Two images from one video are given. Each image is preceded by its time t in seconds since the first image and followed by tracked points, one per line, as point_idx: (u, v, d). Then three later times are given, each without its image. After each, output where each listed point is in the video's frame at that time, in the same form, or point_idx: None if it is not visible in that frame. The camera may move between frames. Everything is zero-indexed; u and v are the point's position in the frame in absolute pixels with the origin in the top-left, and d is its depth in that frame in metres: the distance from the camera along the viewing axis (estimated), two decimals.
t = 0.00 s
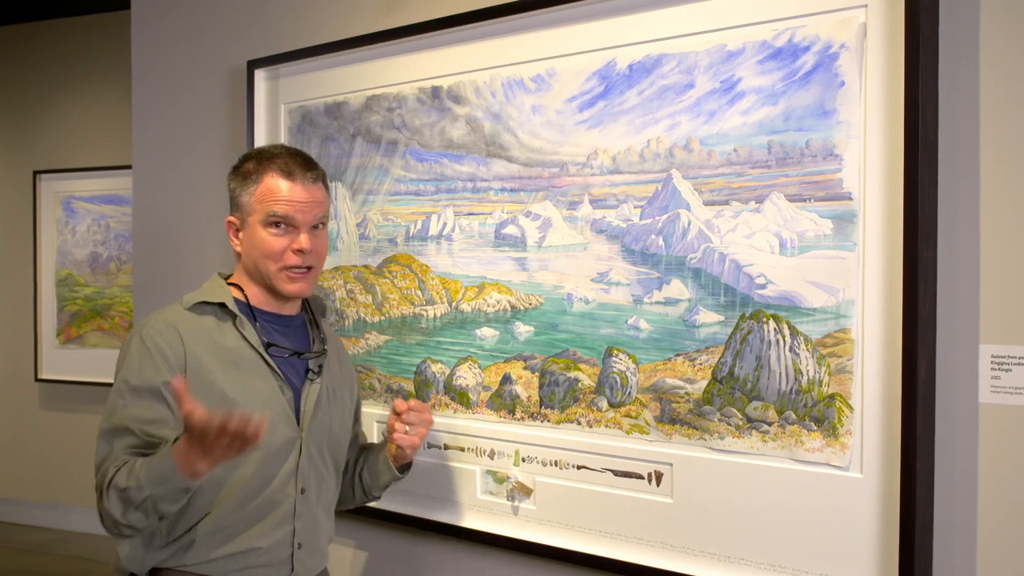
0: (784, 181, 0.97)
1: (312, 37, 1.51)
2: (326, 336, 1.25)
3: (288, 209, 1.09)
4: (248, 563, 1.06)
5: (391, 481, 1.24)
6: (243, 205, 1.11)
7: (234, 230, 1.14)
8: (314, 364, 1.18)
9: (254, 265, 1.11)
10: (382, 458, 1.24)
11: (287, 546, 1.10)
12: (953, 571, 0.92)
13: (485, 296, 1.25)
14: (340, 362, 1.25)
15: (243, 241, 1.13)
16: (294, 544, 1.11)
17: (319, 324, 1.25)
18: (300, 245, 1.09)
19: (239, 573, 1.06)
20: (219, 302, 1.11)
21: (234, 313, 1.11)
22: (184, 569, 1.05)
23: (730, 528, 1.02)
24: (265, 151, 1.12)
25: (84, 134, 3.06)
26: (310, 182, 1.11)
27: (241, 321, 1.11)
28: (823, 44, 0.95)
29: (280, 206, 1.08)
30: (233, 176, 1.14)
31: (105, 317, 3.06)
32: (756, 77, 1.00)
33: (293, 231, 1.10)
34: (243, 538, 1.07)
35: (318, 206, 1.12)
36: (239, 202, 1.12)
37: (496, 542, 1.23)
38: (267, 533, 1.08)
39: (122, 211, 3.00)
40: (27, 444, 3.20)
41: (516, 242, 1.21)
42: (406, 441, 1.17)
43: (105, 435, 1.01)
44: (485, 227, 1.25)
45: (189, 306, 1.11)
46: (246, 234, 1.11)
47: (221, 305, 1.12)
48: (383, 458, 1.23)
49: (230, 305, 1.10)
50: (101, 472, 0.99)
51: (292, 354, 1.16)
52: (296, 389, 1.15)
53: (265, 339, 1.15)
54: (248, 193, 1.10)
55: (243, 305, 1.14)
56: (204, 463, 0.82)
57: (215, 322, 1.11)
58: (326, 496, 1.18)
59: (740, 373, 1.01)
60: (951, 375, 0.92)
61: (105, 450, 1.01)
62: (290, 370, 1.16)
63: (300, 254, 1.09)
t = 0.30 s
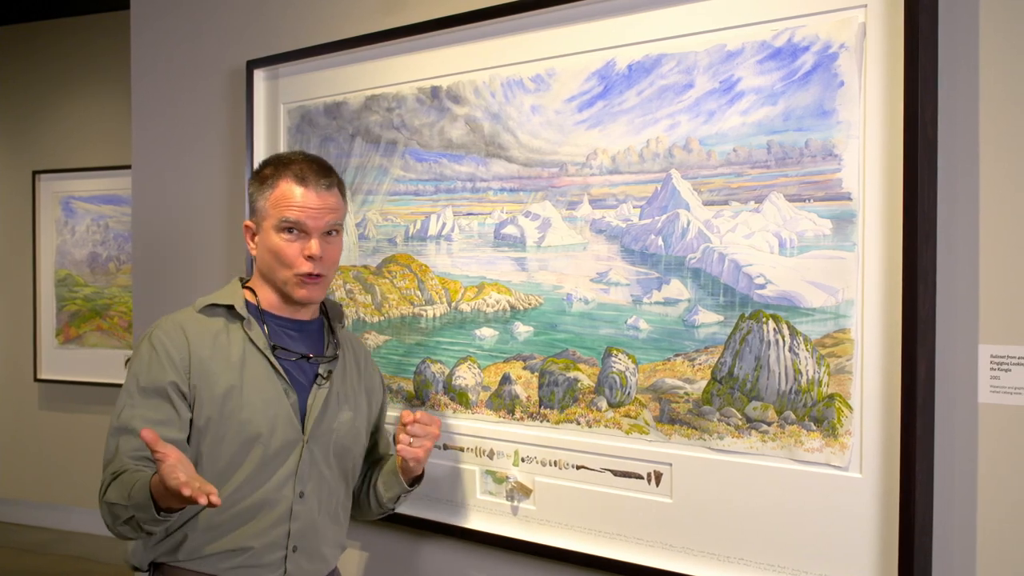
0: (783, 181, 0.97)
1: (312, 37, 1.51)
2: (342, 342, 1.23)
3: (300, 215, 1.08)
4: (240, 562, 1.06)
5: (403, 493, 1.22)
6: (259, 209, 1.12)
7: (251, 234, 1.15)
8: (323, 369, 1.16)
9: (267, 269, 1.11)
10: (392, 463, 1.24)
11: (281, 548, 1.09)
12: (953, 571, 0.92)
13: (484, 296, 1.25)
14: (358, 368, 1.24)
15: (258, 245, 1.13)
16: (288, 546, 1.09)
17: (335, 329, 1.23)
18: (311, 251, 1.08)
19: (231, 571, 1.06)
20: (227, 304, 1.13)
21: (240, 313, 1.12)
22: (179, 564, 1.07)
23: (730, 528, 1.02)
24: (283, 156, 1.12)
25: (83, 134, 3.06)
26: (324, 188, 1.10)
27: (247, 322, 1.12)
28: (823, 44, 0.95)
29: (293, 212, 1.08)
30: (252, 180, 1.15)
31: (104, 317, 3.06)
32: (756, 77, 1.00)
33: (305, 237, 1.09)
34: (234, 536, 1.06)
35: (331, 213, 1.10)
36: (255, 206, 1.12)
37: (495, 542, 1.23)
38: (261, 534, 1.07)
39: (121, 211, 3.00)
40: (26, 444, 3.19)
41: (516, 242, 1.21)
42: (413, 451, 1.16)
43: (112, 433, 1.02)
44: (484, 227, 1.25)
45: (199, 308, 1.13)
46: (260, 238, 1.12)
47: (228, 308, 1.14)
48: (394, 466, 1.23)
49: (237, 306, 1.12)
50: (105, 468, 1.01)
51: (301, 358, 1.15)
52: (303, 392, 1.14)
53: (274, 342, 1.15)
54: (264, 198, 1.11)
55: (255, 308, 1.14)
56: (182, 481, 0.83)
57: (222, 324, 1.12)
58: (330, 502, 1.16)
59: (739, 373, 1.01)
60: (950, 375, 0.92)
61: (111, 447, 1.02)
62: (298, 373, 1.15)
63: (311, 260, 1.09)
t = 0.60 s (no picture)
0: (783, 181, 0.97)
1: (311, 37, 1.51)
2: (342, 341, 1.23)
3: (315, 237, 1.07)
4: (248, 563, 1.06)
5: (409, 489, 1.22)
6: (270, 223, 1.10)
7: (258, 242, 1.14)
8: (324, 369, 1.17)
9: (277, 284, 1.11)
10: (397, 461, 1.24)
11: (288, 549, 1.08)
12: (953, 570, 0.92)
13: (484, 296, 1.25)
14: (360, 366, 1.23)
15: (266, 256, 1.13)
16: (295, 546, 1.09)
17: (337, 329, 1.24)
18: (324, 273, 1.09)
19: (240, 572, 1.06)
20: (226, 305, 1.14)
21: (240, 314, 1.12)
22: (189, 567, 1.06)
23: (730, 528, 1.02)
24: (296, 169, 1.10)
25: (83, 134, 3.06)
26: (338, 207, 1.10)
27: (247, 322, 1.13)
28: (822, 45, 0.95)
29: (307, 234, 1.07)
30: (262, 188, 1.13)
31: (104, 317, 3.05)
32: (755, 77, 1.00)
33: (318, 257, 1.09)
34: (242, 537, 1.07)
35: (344, 233, 1.10)
36: (266, 217, 1.11)
37: (495, 542, 1.23)
38: (267, 535, 1.07)
39: (120, 212, 3.00)
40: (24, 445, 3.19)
41: (515, 241, 1.21)
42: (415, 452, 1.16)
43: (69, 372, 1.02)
44: (484, 227, 1.25)
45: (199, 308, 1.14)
46: (270, 251, 1.11)
47: (228, 308, 1.14)
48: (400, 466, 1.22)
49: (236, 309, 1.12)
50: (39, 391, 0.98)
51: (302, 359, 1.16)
52: (303, 394, 1.14)
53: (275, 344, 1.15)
54: (275, 212, 1.09)
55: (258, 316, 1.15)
56: (181, 444, 0.84)
57: (222, 323, 1.13)
58: (337, 502, 1.16)
59: (739, 373, 1.00)
60: (950, 375, 0.92)
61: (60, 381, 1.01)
62: (298, 375, 1.15)
63: (323, 282, 1.09)
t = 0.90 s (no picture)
0: (782, 181, 0.97)
1: (311, 37, 1.51)
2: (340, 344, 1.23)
3: (313, 228, 1.07)
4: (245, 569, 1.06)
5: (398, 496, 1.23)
6: (268, 215, 1.10)
7: (257, 237, 1.13)
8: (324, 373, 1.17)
9: (274, 278, 1.11)
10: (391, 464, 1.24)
11: (286, 555, 1.09)
12: (952, 570, 0.92)
13: (484, 296, 1.25)
14: (357, 369, 1.24)
15: (264, 250, 1.12)
16: (293, 552, 1.09)
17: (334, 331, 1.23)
18: (322, 265, 1.08)
19: None
20: (227, 310, 1.11)
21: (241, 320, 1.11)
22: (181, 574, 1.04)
23: (730, 528, 1.02)
24: (296, 163, 1.11)
25: (82, 134, 3.06)
26: (338, 199, 1.10)
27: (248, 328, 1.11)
28: (822, 44, 0.95)
29: (306, 225, 1.07)
30: (262, 182, 1.13)
31: (103, 317, 3.05)
32: (755, 77, 1.00)
33: (316, 249, 1.09)
34: (240, 543, 1.06)
35: (343, 226, 1.10)
36: (264, 211, 1.11)
37: (495, 543, 1.23)
38: (266, 541, 1.07)
39: (120, 211, 3.00)
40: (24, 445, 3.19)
41: (515, 242, 1.21)
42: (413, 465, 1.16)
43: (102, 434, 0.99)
44: (484, 227, 1.25)
45: (200, 313, 1.12)
46: (269, 244, 1.10)
47: (227, 313, 1.13)
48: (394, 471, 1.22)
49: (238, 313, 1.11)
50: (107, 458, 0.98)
51: (302, 364, 1.15)
52: (304, 398, 1.14)
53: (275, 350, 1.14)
54: (274, 205, 1.09)
55: (255, 314, 1.14)
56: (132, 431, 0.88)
57: (222, 330, 1.11)
58: (333, 505, 1.17)
59: (738, 373, 1.00)
60: (950, 375, 0.92)
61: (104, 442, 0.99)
62: (298, 381, 1.14)
63: (321, 274, 1.09)
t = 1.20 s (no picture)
0: (782, 181, 0.97)
1: (311, 37, 1.51)
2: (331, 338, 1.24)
3: (303, 207, 1.09)
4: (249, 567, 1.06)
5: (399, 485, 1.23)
6: (256, 202, 1.11)
7: (245, 228, 1.14)
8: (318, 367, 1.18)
9: (265, 264, 1.11)
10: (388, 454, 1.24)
11: (290, 551, 1.09)
12: (952, 570, 0.92)
13: (484, 296, 1.25)
14: (349, 365, 1.24)
15: (253, 238, 1.12)
16: (296, 547, 1.10)
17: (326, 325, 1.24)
18: (313, 244, 1.09)
19: None
20: (221, 304, 1.12)
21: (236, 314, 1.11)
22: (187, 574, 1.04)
23: (730, 528, 1.02)
24: (279, 150, 1.13)
25: (83, 134, 3.06)
26: (323, 178, 1.12)
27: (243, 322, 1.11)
28: (822, 45, 0.95)
29: (295, 204, 1.08)
30: (246, 174, 1.15)
31: (103, 317, 3.05)
32: (755, 77, 1.00)
33: (306, 230, 1.10)
34: (245, 541, 1.06)
35: (332, 206, 1.11)
36: (251, 198, 1.12)
37: (495, 543, 1.23)
38: (269, 538, 1.07)
39: (120, 212, 3.00)
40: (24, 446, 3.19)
41: (515, 242, 1.21)
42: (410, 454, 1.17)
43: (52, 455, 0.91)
44: (484, 228, 1.25)
45: (190, 308, 1.11)
46: (258, 231, 1.11)
47: (222, 307, 1.13)
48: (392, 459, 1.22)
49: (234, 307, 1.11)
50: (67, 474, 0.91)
51: (296, 357, 1.15)
52: (301, 392, 1.14)
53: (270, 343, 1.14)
54: (261, 191, 1.11)
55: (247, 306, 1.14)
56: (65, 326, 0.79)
57: (216, 324, 1.11)
58: (331, 499, 1.17)
59: (738, 373, 1.00)
60: (950, 375, 0.92)
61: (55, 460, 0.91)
62: (294, 374, 1.15)
63: (312, 253, 1.09)
